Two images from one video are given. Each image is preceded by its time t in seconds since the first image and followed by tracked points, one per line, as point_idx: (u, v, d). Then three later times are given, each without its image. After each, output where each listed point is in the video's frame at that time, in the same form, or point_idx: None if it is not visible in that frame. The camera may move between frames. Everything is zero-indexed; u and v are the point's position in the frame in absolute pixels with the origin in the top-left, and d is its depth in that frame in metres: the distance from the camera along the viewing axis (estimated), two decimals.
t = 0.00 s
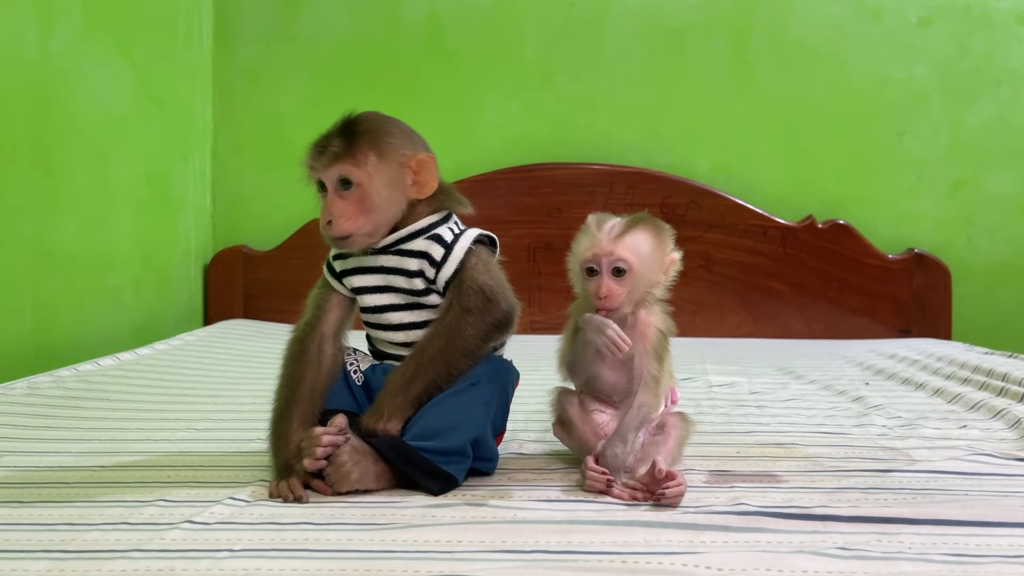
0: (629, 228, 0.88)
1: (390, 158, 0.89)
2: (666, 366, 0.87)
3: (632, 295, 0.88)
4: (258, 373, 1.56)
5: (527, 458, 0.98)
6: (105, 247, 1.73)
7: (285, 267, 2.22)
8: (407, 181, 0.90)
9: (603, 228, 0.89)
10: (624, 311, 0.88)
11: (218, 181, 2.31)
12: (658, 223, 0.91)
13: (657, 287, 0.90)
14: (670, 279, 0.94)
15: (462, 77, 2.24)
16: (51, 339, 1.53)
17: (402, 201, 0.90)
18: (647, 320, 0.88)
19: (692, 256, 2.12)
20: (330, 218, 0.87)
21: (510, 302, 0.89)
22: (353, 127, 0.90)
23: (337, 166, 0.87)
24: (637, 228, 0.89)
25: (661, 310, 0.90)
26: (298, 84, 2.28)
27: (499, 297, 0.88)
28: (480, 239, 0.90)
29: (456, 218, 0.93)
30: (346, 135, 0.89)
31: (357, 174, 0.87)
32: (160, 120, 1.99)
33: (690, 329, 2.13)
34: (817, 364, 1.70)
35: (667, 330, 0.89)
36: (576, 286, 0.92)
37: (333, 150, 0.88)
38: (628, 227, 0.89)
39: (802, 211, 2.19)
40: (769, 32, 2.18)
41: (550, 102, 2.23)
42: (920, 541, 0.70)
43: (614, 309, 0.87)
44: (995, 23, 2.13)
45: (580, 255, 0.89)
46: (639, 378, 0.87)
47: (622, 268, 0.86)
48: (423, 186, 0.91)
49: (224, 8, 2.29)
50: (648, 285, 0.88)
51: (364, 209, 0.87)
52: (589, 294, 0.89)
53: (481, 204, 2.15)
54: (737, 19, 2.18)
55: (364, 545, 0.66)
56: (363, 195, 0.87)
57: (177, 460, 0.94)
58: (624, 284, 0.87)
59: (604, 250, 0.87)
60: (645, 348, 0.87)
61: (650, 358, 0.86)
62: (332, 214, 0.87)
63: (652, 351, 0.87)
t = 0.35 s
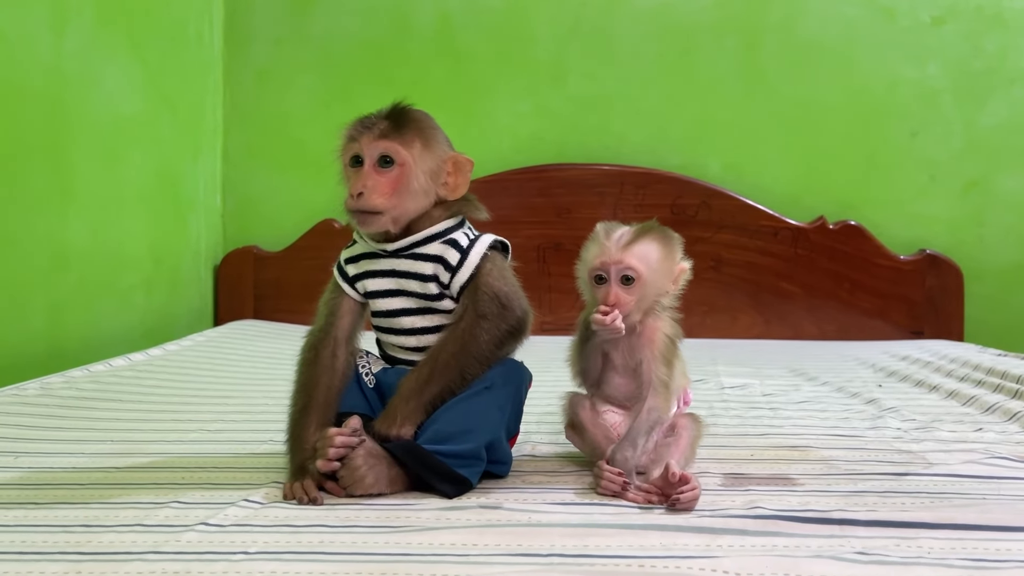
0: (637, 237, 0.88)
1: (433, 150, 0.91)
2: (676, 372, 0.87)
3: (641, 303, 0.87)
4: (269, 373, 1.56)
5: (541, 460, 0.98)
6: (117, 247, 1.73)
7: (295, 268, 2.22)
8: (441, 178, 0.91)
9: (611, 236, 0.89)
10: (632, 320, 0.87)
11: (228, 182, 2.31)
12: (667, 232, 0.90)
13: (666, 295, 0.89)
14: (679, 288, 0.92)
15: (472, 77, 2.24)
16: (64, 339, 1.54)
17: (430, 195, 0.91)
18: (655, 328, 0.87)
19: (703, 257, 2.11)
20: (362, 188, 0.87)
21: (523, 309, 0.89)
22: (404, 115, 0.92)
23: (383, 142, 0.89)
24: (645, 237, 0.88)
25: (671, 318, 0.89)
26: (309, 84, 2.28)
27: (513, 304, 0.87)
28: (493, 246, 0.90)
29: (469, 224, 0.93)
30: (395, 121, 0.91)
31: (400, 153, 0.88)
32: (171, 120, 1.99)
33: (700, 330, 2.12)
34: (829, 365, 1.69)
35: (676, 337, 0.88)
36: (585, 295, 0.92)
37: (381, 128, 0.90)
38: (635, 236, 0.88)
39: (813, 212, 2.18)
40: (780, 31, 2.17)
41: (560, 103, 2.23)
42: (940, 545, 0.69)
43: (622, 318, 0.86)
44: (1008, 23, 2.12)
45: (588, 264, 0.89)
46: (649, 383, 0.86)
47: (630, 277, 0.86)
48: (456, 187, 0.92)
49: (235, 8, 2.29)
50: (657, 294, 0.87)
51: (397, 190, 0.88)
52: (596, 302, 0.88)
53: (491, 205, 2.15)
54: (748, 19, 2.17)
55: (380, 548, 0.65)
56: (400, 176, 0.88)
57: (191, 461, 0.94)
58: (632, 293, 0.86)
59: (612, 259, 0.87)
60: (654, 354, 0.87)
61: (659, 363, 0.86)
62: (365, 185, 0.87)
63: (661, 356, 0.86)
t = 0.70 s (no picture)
0: (642, 239, 0.88)
1: (445, 148, 0.91)
2: (678, 373, 0.87)
3: (645, 305, 0.87)
4: (274, 373, 1.57)
5: (546, 461, 0.98)
6: (124, 247, 1.74)
7: (301, 268, 2.23)
8: (450, 177, 0.92)
9: (616, 237, 0.88)
10: (636, 322, 0.87)
11: (235, 182, 2.32)
12: (672, 234, 0.90)
13: (669, 298, 0.89)
14: (682, 291, 0.92)
15: (478, 78, 2.24)
16: (71, 338, 1.55)
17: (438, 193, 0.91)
18: (658, 331, 0.88)
19: (709, 258, 2.11)
20: (372, 178, 0.87)
21: (526, 310, 0.89)
22: (419, 112, 0.92)
23: (395, 135, 0.89)
24: (651, 239, 0.88)
25: (674, 321, 0.89)
26: (315, 85, 2.29)
27: (517, 305, 0.88)
28: (498, 247, 0.90)
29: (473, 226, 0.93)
30: (409, 117, 0.91)
31: (412, 147, 0.89)
32: (178, 121, 2.00)
33: (706, 331, 2.11)
34: (836, 366, 1.69)
35: (679, 339, 0.88)
36: (588, 296, 0.91)
37: (395, 123, 0.90)
38: (641, 237, 0.88)
39: (820, 212, 2.17)
40: (786, 32, 2.16)
41: (565, 103, 2.23)
42: (946, 548, 0.69)
43: (626, 320, 0.86)
44: (1017, 22, 2.11)
45: (593, 265, 0.89)
46: (652, 384, 0.87)
47: (635, 279, 0.86)
48: (464, 187, 0.92)
49: (242, 9, 2.30)
50: (661, 296, 0.87)
51: (407, 183, 0.88)
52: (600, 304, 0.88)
53: (496, 205, 2.15)
54: (755, 19, 2.17)
55: (384, 548, 0.66)
56: (411, 170, 0.88)
57: (197, 461, 0.95)
58: (637, 295, 0.86)
59: (617, 261, 0.87)
60: (657, 356, 0.87)
61: (662, 365, 0.86)
62: (375, 175, 0.87)
63: (664, 358, 0.87)
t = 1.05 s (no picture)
0: (643, 240, 0.88)
1: (447, 145, 0.91)
2: (679, 374, 0.87)
3: (645, 307, 0.87)
4: (279, 373, 1.57)
5: (551, 461, 0.98)
6: (130, 247, 1.75)
7: (306, 268, 2.23)
8: (451, 173, 0.91)
9: (617, 239, 0.89)
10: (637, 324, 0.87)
11: (240, 182, 2.33)
12: (674, 235, 0.90)
13: (671, 299, 0.89)
14: (687, 292, 0.92)
15: (483, 79, 2.24)
16: (77, 338, 1.55)
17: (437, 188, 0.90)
18: (659, 332, 0.88)
19: (714, 258, 2.11)
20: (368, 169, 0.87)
21: (529, 312, 0.89)
22: (424, 109, 0.93)
23: (397, 129, 0.90)
24: (651, 240, 0.88)
25: (676, 322, 0.89)
26: (320, 85, 2.29)
27: (520, 307, 0.88)
28: (503, 248, 0.90)
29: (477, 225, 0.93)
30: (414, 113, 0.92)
31: (411, 140, 0.89)
32: (183, 122, 2.00)
33: (710, 331, 2.11)
34: (841, 367, 1.68)
35: (680, 340, 0.88)
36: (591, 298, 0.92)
37: (397, 117, 0.91)
38: (641, 239, 0.88)
39: (825, 213, 2.16)
40: (791, 32, 2.16)
41: (570, 103, 2.23)
42: (950, 549, 0.68)
43: (627, 322, 0.87)
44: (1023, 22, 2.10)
45: (593, 267, 0.89)
46: (654, 386, 0.87)
47: (635, 281, 0.86)
48: (465, 186, 0.92)
49: (248, 9, 2.31)
50: (662, 298, 0.87)
51: (404, 175, 0.88)
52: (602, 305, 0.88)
53: (501, 205, 2.15)
54: (760, 19, 2.17)
55: (389, 549, 0.66)
56: (408, 162, 0.88)
57: (202, 460, 0.95)
58: (636, 297, 0.86)
59: (617, 263, 0.87)
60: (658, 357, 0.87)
61: (663, 366, 0.86)
62: (372, 166, 0.88)
63: (665, 360, 0.87)
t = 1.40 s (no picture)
0: (646, 240, 0.88)
1: (454, 145, 0.92)
2: (685, 375, 0.87)
3: (649, 307, 0.87)
4: (283, 373, 1.57)
5: (554, 462, 0.98)
6: (134, 247, 1.75)
7: (310, 268, 2.23)
8: (454, 174, 0.91)
9: (621, 238, 0.89)
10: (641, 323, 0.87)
11: (244, 182, 2.33)
12: (678, 234, 0.90)
13: (675, 298, 0.89)
14: (692, 291, 0.92)
15: (486, 79, 2.24)
16: (80, 338, 1.55)
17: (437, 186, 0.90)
18: (664, 332, 0.87)
19: (717, 259, 2.10)
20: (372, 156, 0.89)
21: (529, 315, 0.89)
22: (437, 110, 0.94)
23: (407, 122, 0.91)
24: (655, 239, 0.88)
25: (682, 321, 0.89)
26: (324, 86, 2.29)
27: (521, 309, 0.88)
28: (504, 250, 0.90)
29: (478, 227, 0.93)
30: (428, 112, 0.93)
31: (418, 135, 0.90)
32: (187, 122, 2.01)
33: (714, 332, 2.11)
34: (844, 368, 1.68)
35: (686, 340, 0.88)
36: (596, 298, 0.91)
37: (410, 114, 0.93)
38: (645, 238, 0.88)
39: (828, 213, 2.16)
40: (795, 32, 2.16)
41: (573, 104, 2.23)
42: (955, 551, 0.68)
43: (631, 321, 0.86)
44: None
45: (599, 266, 0.89)
46: (659, 386, 0.87)
47: (639, 280, 0.86)
48: (467, 189, 0.91)
49: (251, 10, 2.31)
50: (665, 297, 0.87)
51: (404, 166, 0.89)
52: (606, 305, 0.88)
53: (504, 206, 2.15)
54: (764, 19, 2.16)
55: (392, 549, 0.66)
56: (410, 154, 0.89)
57: (205, 460, 0.95)
58: (640, 296, 0.86)
59: (620, 262, 0.87)
60: (663, 357, 0.87)
61: (668, 366, 0.86)
62: (376, 153, 0.89)
63: (670, 359, 0.87)
